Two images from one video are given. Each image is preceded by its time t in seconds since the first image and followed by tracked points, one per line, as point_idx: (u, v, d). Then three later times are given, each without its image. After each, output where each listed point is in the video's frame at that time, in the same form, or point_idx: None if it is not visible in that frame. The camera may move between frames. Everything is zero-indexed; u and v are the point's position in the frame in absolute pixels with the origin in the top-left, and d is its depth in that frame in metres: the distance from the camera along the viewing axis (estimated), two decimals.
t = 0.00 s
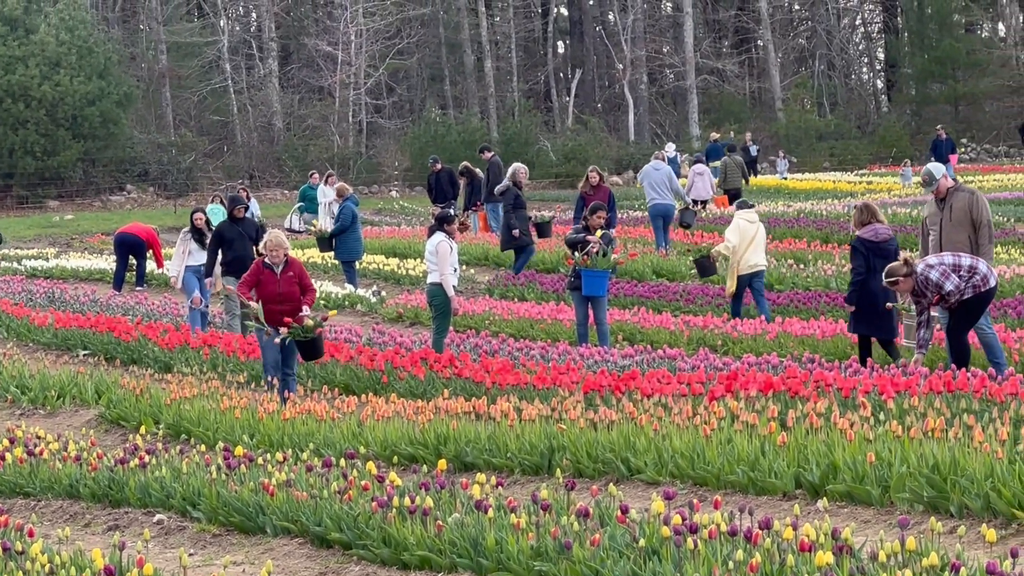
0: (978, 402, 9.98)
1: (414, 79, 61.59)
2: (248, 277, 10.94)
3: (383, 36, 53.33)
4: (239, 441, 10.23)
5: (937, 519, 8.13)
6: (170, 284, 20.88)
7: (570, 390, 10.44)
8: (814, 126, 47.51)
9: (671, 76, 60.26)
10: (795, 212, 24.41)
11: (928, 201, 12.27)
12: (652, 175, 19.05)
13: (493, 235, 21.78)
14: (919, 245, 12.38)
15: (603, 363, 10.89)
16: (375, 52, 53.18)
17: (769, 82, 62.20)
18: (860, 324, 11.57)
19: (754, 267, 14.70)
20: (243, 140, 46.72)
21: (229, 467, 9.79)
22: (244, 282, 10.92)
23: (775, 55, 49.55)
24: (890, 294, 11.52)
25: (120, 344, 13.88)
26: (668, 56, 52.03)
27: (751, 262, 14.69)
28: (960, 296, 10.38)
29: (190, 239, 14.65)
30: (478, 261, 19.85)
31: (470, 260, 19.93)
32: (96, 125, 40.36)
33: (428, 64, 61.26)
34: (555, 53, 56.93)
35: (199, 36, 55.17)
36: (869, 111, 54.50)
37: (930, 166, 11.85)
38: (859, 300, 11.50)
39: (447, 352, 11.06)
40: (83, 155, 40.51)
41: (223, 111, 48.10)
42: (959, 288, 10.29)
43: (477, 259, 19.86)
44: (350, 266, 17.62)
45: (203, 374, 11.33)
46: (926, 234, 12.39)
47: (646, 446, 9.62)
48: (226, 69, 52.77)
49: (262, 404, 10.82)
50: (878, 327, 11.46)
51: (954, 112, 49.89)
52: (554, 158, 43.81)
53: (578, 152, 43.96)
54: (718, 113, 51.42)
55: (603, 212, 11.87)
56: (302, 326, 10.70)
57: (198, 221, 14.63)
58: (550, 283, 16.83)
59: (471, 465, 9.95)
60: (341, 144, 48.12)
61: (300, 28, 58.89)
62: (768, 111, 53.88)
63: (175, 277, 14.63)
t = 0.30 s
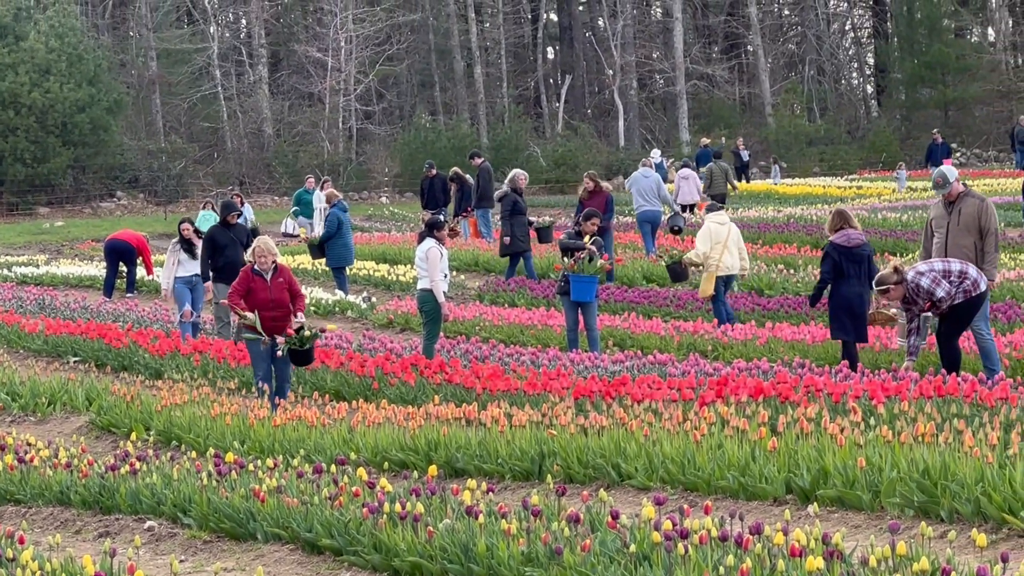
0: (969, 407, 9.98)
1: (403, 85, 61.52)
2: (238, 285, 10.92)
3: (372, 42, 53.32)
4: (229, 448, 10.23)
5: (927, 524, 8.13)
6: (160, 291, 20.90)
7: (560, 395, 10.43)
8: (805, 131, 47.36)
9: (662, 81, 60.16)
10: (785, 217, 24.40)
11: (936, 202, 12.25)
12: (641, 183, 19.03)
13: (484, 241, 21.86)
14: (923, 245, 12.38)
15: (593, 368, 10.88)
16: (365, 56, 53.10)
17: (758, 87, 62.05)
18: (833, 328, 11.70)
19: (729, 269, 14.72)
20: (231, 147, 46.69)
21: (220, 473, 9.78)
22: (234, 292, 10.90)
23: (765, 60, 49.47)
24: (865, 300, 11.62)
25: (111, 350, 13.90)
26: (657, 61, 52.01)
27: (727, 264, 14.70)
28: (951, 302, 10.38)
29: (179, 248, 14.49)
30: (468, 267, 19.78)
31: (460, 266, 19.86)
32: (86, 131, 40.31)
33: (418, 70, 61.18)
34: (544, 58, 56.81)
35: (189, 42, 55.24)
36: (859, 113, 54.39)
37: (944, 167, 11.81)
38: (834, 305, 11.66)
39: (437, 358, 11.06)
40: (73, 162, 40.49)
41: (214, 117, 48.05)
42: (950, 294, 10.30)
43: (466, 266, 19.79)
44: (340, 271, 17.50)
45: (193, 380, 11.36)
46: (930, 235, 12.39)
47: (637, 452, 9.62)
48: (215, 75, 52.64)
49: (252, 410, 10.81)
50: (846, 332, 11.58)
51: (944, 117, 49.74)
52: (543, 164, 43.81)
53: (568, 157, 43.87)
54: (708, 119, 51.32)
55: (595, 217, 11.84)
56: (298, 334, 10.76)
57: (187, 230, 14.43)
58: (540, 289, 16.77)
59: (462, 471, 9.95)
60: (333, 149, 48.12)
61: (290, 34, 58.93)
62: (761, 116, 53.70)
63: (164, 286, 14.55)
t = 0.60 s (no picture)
0: (1014, 424, 8.91)
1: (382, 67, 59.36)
2: (202, 288, 9.87)
3: (348, 22, 51.07)
4: (190, 472, 9.13)
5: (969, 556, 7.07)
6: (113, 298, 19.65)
7: (558, 412, 9.34)
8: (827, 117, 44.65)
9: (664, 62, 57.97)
10: (790, 215, 23.18)
11: (996, 195, 11.31)
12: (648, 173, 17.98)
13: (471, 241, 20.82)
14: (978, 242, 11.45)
15: (594, 383, 9.80)
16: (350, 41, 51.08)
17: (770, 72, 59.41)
18: (849, 334, 10.74)
19: (733, 274, 13.42)
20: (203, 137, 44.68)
21: (180, 501, 8.69)
22: (197, 297, 9.84)
23: (786, 37, 47.40)
24: (883, 304, 10.58)
25: (57, 364, 12.89)
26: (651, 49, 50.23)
27: (729, 269, 13.41)
28: (992, 308, 9.30)
29: (132, 251, 13.11)
30: (455, 269, 18.09)
31: (446, 268, 18.17)
32: (29, 119, 37.66)
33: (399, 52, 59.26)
34: (539, 39, 54.75)
35: (145, 21, 53.08)
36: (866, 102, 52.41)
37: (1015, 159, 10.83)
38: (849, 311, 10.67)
39: (421, 372, 9.97)
40: (15, 155, 38.07)
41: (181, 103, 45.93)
42: (992, 300, 9.21)
43: (454, 268, 18.09)
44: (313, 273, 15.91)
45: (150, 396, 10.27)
46: (985, 230, 11.47)
47: (644, 476, 8.56)
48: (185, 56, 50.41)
49: (216, 429, 9.71)
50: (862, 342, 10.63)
51: (986, 102, 46.77)
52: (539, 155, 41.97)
53: (566, 148, 41.92)
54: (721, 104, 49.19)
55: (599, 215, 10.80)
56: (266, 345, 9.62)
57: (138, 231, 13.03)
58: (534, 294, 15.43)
59: (449, 497, 8.86)
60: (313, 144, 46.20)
61: (255, 12, 57.07)
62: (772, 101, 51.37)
63: (118, 292, 13.28)
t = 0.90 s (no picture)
0: None
1: (353, 32, 52.28)
2: (154, 294, 8.32)
3: None
4: (123, 511, 7.54)
5: None
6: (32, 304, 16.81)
7: (561, 439, 7.83)
8: (884, 88, 38.48)
9: (693, 25, 50.00)
10: (799, 203, 21.37)
11: None
12: (667, 155, 15.62)
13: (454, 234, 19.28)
14: None
15: (605, 406, 8.27)
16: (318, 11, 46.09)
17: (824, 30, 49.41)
18: (888, 346, 9.17)
19: (748, 271, 11.36)
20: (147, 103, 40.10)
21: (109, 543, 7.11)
22: (147, 303, 8.31)
23: None
24: (929, 309, 9.04)
25: None
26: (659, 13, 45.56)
27: (744, 264, 11.38)
28: None
29: (60, 253, 11.35)
30: (439, 271, 16.03)
31: (428, 270, 16.12)
32: None
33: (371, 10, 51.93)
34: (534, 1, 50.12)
35: None
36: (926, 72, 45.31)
37: None
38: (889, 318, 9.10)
39: (400, 392, 8.47)
40: None
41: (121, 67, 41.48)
42: None
43: (436, 269, 16.05)
44: (271, 280, 13.89)
45: (83, 422, 8.77)
46: None
47: (663, 515, 6.97)
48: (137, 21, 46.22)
49: (156, 462, 8.13)
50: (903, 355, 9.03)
51: None
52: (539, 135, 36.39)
53: (570, 127, 36.18)
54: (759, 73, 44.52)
55: (612, 207, 9.36)
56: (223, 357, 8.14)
57: (66, 230, 11.31)
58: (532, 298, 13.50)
59: (431, 541, 7.29)
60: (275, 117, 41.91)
61: None
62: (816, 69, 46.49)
63: (45, 302, 11.47)
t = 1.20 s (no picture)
0: None
1: (344, 28, 51.90)
2: (158, 300, 7.96)
3: None
4: (107, 527, 7.21)
5: None
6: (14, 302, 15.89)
7: (563, 451, 7.52)
8: (898, 86, 38.04)
9: (696, 20, 49.46)
10: (802, 203, 21.05)
11: None
12: (663, 158, 15.33)
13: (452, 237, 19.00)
14: None
15: (609, 416, 7.95)
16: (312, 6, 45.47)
17: (834, 25, 48.82)
18: (878, 351, 8.96)
19: (732, 281, 11.05)
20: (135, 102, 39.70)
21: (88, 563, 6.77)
22: (151, 307, 7.94)
23: None
24: (922, 316, 8.79)
25: None
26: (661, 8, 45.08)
27: (729, 274, 11.06)
28: None
29: (50, 258, 10.76)
30: (436, 276, 15.69)
31: (425, 275, 15.77)
32: None
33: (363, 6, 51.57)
34: None
35: None
36: (938, 68, 44.78)
37: None
38: (881, 324, 8.87)
39: (395, 402, 8.15)
40: None
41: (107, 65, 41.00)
42: None
43: (433, 274, 15.71)
44: (259, 284, 13.52)
45: (66, 434, 8.46)
46: None
47: (668, 530, 6.62)
48: (125, 17, 45.74)
49: (142, 476, 7.79)
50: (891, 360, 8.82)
51: None
52: (538, 134, 35.94)
53: (571, 126, 35.75)
54: (766, 69, 43.97)
55: (616, 211, 9.10)
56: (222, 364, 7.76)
57: (57, 231, 10.72)
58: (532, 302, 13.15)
59: (428, 557, 6.95)
60: (269, 115, 41.45)
61: None
62: (827, 66, 45.89)
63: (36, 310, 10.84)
